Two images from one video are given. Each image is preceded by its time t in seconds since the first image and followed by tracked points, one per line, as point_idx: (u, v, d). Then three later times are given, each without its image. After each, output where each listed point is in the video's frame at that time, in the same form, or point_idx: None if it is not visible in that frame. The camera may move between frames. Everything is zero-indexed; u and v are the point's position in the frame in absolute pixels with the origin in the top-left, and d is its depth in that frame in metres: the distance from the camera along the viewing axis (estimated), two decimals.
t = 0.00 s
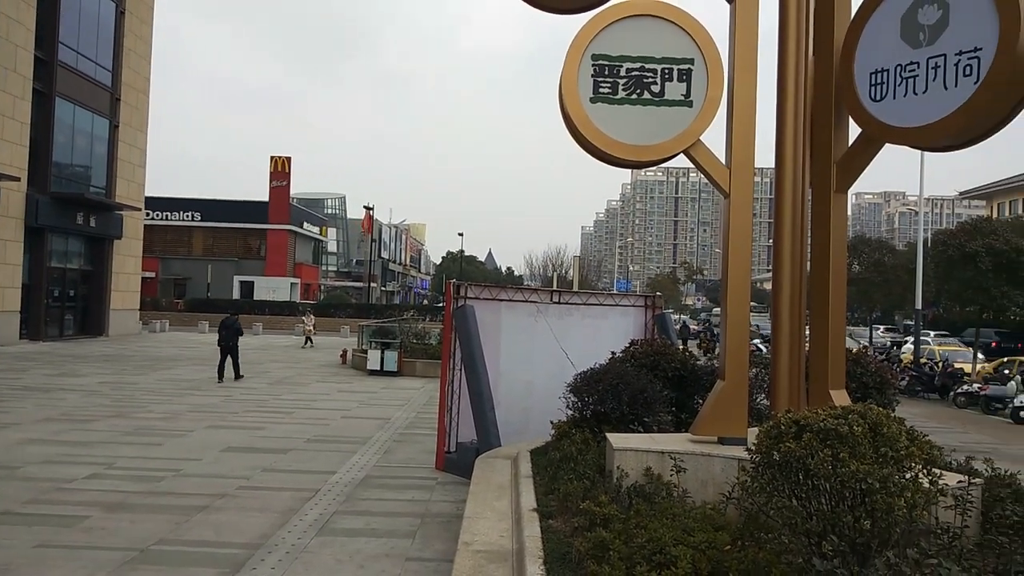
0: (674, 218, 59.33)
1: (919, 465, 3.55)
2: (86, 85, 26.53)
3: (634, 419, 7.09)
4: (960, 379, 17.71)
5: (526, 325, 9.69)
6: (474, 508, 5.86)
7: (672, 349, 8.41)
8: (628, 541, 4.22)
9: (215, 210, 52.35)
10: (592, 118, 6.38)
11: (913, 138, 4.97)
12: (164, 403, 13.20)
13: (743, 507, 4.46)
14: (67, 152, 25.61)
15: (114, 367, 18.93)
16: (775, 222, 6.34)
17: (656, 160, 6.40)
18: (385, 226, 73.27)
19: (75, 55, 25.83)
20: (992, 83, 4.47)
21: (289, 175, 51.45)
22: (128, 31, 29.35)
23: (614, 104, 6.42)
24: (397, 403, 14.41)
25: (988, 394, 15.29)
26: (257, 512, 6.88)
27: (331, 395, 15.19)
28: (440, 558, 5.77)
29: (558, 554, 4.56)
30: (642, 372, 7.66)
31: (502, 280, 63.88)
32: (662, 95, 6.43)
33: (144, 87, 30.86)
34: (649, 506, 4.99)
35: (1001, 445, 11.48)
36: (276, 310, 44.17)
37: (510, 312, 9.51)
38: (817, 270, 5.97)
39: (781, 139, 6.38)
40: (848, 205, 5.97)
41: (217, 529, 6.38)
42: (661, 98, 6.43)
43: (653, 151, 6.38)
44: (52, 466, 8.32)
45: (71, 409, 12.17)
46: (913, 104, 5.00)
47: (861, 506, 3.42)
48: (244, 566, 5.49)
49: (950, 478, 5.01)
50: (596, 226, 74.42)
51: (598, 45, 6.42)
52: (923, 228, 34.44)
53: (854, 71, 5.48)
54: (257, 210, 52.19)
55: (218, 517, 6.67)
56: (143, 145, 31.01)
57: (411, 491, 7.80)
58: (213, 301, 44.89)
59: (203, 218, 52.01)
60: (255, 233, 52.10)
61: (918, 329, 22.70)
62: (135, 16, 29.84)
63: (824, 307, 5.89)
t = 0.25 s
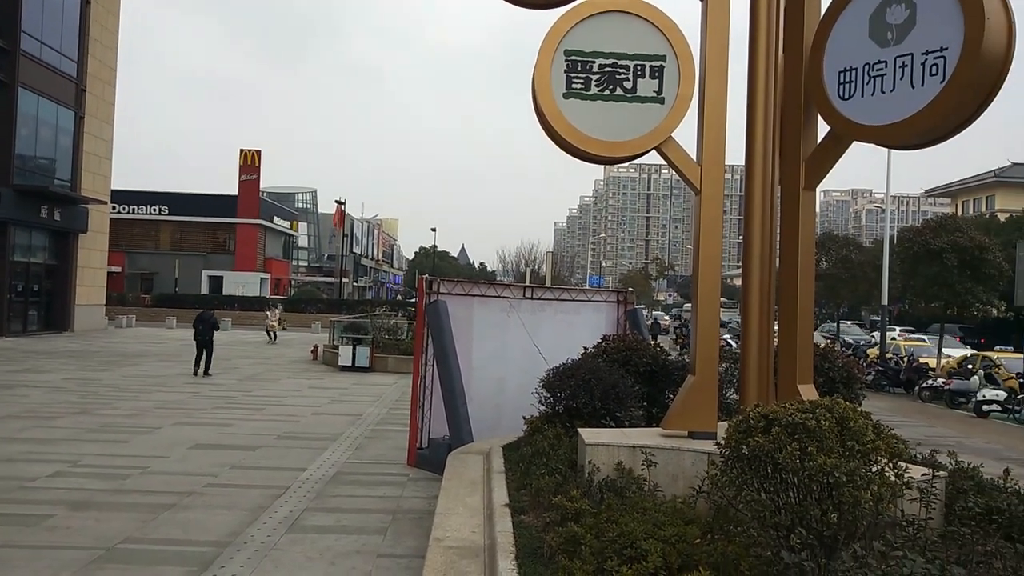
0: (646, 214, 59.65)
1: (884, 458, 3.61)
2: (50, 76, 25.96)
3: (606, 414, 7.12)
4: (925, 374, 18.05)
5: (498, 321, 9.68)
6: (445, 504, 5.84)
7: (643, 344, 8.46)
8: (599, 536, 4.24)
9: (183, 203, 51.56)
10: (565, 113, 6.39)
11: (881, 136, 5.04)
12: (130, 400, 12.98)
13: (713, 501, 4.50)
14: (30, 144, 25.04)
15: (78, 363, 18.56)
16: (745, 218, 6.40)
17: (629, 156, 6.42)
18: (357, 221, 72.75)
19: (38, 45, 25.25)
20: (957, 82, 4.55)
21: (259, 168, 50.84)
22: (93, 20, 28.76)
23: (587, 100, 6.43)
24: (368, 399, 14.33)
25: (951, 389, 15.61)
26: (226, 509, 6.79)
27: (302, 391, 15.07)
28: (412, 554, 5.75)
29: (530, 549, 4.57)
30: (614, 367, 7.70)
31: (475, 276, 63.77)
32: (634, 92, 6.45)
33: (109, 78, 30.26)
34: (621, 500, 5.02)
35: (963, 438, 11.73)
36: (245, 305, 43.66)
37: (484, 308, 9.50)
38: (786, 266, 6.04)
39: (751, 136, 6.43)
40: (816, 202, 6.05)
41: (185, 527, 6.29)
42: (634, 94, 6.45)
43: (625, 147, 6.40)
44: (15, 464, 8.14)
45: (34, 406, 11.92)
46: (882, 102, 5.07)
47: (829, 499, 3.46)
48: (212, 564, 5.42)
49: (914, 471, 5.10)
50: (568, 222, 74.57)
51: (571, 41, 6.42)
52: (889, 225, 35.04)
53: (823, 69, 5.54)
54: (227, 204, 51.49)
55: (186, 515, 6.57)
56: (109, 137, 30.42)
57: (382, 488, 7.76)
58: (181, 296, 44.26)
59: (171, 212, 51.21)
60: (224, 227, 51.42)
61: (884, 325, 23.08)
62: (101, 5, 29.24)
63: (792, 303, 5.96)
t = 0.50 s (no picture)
0: (630, 213, 59.78)
1: (866, 455, 3.63)
2: (27, 74, 25.63)
3: (591, 413, 7.13)
4: (905, 371, 18.25)
5: (483, 320, 9.67)
6: (430, 504, 5.82)
7: (627, 343, 8.48)
8: (584, 535, 4.24)
9: (164, 203, 51.08)
10: (548, 113, 6.39)
11: (861, 135, 5.08)
12: (110, 402, 12.83)
13: (697, 499, 4.52)
14: (8, 144, 24.71)
15: (57, 365, 18.34)
16: (727, 218, 6.43)
17: (612, 156, 6.44)
18: (340, 220, 72.43)
19: (16, 43, 24.92)
20: (937, 82, 4.59)
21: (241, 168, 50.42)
22: (71, 19, 28.42)
23: (570, 99, 6.43)
24: (352, 400, 14.26)
25: (932, 386, 15.78)
26: (209, 512, 6.73)
27: (285, 393, 14.97)
28: (396, 555, 5.73)
29: (515, 549, 4.57)
30: (598, 366, 7.71)
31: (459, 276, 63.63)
32: (617, 91, 6.46)
33: (88, 77, 29.91)
34: (605, 499, 5.03)
35: (943, 435, 11.87)
36: (227, 306, 43.34)
37: (467, 308, 9.49)
38: (768, 265, 6.07)
39: (732, 135, 6.46)
40: (798, 201, 6.09)
41: (167, 530, 6.23)
42: (616, 94, 6.46)
43: (608, 147, 6.42)
44: None
45: (13, 408, 11.76)
46: (862, 102, 5.11)
47: (811, 497, 3.48)
48: (195, 567, 5.37)
49: (895, 467, 5.15)
50: (552, 222, 74.60)
51: (554, 41, 6.43)
52: (869, 224, 35.38)
53: (804, 69, 5.58)
54: (208, 204, 51.05)
55: (168, 518, 6.51)
56: (88, 136, 30.07)
57: (366, 489, 7.73)
58: (162, 297, 43.84)
59: (151, 212, 50.73)
60: (205, 227, 50.99)
61: (865, 323, 23.27)
62: (79, 3, 28.91)
63: (775, 301, 6.00)
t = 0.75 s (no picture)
0: (608, 214, 59.95)
1: (841, 453, 3.66)
2: None
3: (568, 413, 7.14)
4: (878, 370, 18.49)
5: (461, 321, 9.65)
6: (407, 505, 5.79)
7: (605, 343, 8.50)
8: (562, 534, 4.24)
9: (138, 202, 50.40)
10: (526, 113, 6.38)
11: (836, 137, 5.13)
12: (82, 403, 12.62)
13: (674, 498, 4.54)
14: None
15: (27, 366, 18.02)
16: (704, 218, 6.47)
17: (590, 157, 6.45)
18: (317, 220, 71.91)
19: None
20: (910, 85, 4.65)
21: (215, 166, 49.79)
22: (42, 14, 27.95)
23: (548, 99, 6.43)
24: (329, 401, 14.16)
25: (904, 385, 16.00)
26: (182, 514, 6.64)
27: (260, 394, 14.83)
28: (373, 557, 5.69)
29: (493, 549, 4.56)
30: (576, 366, 7.72)
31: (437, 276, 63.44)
32: (595, 92, 6.47)
33: (60, 73, 29.41)
34: (583, 499, 5.03)
35: (915, 433, 12.05)
36: (202, 306, 42.86)
37: (445, 308, 9.46)
38: (744, 265, 6.12)
39: (709, 136, 6.50)
40: (773, 202, 6.14)
41: (140, 533, 6.13)
42: (594, 95, 6.47)
43: (586, 147, 6.43)
44: None
45: None
46: (837, 104, 5.16)
47: (786, 495, 3.51)
48: (168, 570, 5.29)
49: (869, 466, 5.20)
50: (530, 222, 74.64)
51: (532, 41, 6.42)
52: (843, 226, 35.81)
53: (780, 71, 5.63)
54: (182, 203, 50.43)
55: (140, 521, 6.42)
56: (59, 133, 29.57)
57: (343, 490, 7.67)
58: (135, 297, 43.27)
59: (125, 211, 50.02)
60: (179, 226, 50.36)
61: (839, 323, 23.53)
62: None
63: (751, 301, 6.05)
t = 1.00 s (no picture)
0: (587, 212, 60.09)
1: (817, 451, 3.68)
2: None
3: (547, 411, 7.15)
4: (853, 369, 18.71)
5: (440, 318, 9.62)
6: (385, 504, 5.76)
7: (584, 341, 8.52)
8: (541, 532, 4.23)
9: (112, 197, 49.69)
10: (507, 110, 6.37)
11: (814, 137, 5.17)
12: (55, 401, 12.42)
13: (652, 495, 4.55)
14: None
15: None
16: (683, 215, 6.50)
17: (571, 155, 6.45)
18: (295, 216, 71.37)
19: None
20: (887, 86, 4.70)
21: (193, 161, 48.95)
22: (15, 6, 27.45)
23: (529, 97, 6.42)
24: (306, 399, 14.06)
25: (879, 383, 16.19)
26: (157, 513, 6.57)
27: (237, 391, 14.70)
28: (351, 556, 5.66)
29: (472, 547, 4.56)
30: (556, 364, 7.72)
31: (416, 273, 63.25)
32: (576, 90, 6.46)
33: (33, 66, 28.89)
34: (562, 496, 5.04)
35: (889, 431, 12.20)
36: (178, 303, 42.40)
37: (425, 306, 9.43)
38: (723, 264, 6.16)
39: (688, 134, 6.52)
40: (752, 201, 6.18)
41: (114, 532, 6.05)
42: (575, 93, 6.46)
43: (568, 145, 6.42)
44: None
45: None
46: (816, 105, 5.21)
47: (763, 492, 3.54)
48: (142, 570, 5.22)
49: (844, 463, 5.26)
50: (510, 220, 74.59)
51: (514, 38, 6.41)
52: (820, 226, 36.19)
53: (759, 71, 5.66)
54: (158, 199, 49.79)
55: (114, 520, 6.33)
56: (32, 127, 29.05)
57: (320, 488, 7.62)
58: (109, 294, 42.67)
59: (99, 206, 49.31)
60: (154, 222, 49.73)
61: (815, 322, 23.76)
62: None
63: (729, 300, 6.09)
